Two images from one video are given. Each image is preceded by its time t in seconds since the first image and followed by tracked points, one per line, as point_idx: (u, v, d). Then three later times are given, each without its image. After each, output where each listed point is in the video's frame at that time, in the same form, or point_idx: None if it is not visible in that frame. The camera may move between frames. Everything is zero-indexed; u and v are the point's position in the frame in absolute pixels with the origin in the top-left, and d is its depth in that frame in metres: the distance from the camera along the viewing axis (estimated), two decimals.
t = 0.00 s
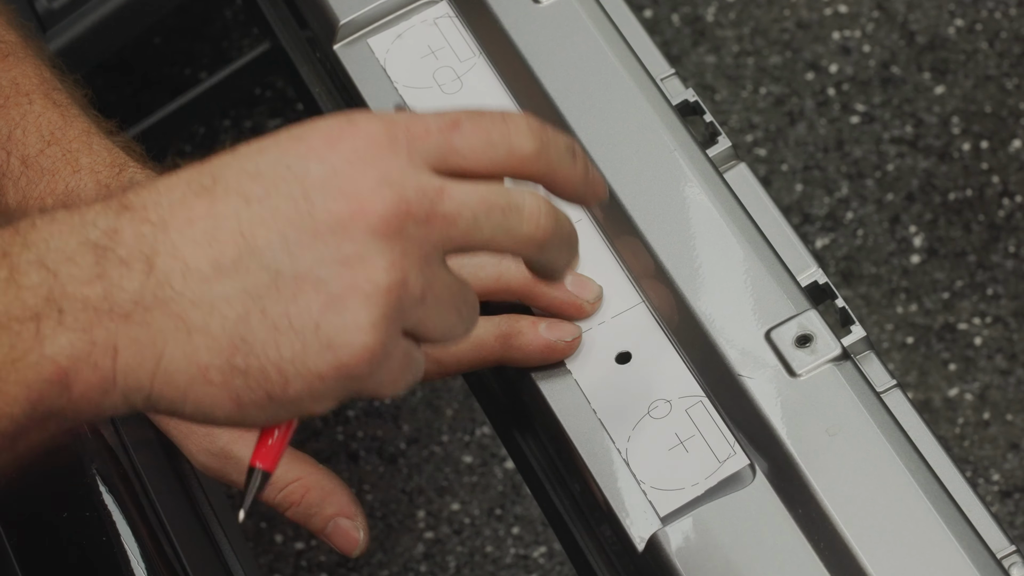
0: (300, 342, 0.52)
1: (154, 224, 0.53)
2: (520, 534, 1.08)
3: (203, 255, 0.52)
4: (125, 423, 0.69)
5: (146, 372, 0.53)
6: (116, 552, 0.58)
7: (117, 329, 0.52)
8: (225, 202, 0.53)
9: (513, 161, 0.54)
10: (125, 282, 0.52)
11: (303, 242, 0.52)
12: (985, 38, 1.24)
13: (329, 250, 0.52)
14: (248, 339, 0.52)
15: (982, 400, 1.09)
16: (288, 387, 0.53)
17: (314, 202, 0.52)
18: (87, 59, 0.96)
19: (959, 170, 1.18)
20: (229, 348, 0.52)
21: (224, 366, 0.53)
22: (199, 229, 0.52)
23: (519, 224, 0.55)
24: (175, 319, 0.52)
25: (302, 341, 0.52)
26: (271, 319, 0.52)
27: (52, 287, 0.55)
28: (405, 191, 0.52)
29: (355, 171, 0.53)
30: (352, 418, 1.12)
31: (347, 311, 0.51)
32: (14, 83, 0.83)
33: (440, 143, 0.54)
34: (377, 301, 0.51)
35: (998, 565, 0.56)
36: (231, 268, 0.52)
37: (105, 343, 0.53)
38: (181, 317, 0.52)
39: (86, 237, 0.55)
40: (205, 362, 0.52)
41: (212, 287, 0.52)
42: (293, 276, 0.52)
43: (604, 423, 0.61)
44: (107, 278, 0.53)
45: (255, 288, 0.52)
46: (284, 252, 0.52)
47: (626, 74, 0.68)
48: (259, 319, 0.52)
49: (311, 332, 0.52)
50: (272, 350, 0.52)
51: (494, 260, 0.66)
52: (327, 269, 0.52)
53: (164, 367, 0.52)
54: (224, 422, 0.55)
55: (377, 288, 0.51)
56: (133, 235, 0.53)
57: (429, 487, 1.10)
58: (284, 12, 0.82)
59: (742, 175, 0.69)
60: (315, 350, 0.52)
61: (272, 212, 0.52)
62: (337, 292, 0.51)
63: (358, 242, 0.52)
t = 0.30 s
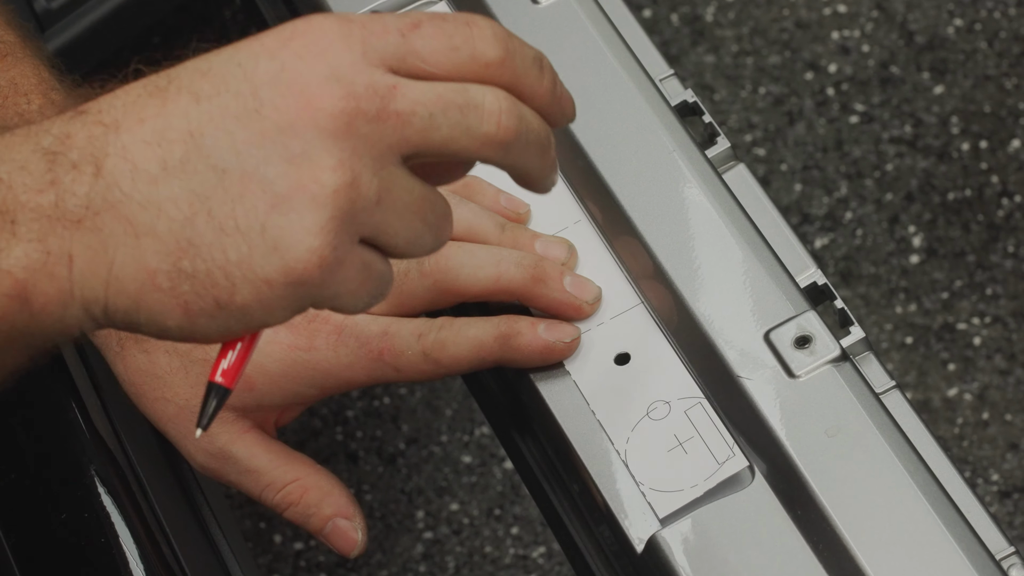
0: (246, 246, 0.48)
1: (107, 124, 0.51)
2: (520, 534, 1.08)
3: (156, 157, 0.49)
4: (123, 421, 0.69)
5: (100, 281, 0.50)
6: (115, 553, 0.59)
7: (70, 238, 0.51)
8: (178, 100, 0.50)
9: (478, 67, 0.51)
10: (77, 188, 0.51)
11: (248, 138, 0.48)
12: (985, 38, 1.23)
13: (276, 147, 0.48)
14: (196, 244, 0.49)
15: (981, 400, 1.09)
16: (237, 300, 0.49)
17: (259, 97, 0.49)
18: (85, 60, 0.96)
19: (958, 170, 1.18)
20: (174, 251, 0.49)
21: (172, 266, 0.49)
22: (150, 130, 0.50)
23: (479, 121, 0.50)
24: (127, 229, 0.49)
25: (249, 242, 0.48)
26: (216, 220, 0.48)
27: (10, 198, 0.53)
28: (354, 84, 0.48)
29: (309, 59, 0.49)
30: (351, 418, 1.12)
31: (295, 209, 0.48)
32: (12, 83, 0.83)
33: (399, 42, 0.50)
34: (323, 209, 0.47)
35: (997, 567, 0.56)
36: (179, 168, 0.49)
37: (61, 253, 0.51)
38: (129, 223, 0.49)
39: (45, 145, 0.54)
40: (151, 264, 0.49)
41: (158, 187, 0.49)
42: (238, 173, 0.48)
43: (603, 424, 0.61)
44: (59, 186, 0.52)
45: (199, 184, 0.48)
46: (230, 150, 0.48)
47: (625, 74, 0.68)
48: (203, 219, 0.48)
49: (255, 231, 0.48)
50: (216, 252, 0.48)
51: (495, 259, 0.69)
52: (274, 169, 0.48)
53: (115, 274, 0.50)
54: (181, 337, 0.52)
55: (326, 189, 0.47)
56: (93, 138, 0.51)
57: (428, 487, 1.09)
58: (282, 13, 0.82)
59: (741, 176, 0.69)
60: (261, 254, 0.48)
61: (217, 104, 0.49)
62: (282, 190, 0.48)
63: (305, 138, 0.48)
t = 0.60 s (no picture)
0: (374, 442, 0.52)
1: (253, 306, 0.55)
2: (519, 534, 1.08)
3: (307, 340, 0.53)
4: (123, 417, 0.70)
5: (224, 453, 0.53)
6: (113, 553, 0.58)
7: (206, 409, 0.53)
8: (322, 295, 0.54)
9: (600, 307, 0.54)
10: (217, 361, 0.54)
11: (392, 342, 0.52)
12: (985, 37, 1.23)
13: (415, 355, 0.52)
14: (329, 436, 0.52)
15: (981, 400, 1.09)
16: (357, 488, 0.53)
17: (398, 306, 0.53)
18: (82, 58, 0.96)
19: (958, 169, 1.17)
20: (303, 437, 0.52)
21: (299, 452, 0.53)
22: (294, 318, 0.54)
23: (595, 354, 0.53)
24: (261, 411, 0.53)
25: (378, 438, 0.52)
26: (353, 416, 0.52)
27: (149, 359, 0.54)
28: (494, 306, 0.52)
29: (451, 281, 0.53)
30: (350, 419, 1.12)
31: (426, 418, 0.51)
32: (11, 83, 0.83)
33: (537, 273, 0.53)
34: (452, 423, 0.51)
35: (997, 568, 0.56)
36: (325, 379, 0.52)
37: (192, 419, 0.53)
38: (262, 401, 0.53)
39: (185, 313, 0.56)
40: (280, 448, 0.52)
41: (294, 374, 0.53)
42: (375, 375, 0.52)
43: (602, 424, 0.61)
44: (199, 354, 0.54)
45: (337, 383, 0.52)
46: (371, 352, 0.52)
47: (624, 75, 0.68)
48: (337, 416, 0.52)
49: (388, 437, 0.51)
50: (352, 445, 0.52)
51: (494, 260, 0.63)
52: (409, 375, 0.52)
53: (241, 449, 0.53)
54: (292, 517, 0.55)
55: (456, 402, 0.51)
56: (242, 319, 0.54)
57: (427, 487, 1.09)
58: (282, 13, 0.82)
59: (741, 176, 0.69)
60: (388, 451, 0.52)
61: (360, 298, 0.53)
62: (417, 397, 0.51)
63: (444, 350, 0.52)
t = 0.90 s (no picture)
0: (357, 522, 0.56)
1: (237, 385, 0.59)
2: (520, 533, 1.08)
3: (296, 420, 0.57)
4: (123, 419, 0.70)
5: (208, 523, 0.57)
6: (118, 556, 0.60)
7: (190, 481, 0.57)
8: (307, 377, 0.58)
9: (577, 377, 0.57)
10: (203, 437, 0.58)
11: (375, 426, 0.56)
12: (985, 36, 1.23)
13: (397, 439, 0.56)
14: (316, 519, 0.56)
15: (981, 400, 1.09)
16: (338, 562, 0.57)
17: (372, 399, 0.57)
18: (85, 59, 0.95)
19: (959, 168, 1.17)
20: (290, 514, 0.56)
21: (283, 528, 0.57)
22: (280, 399, 0.58)
23: (565, 432, 0.57)
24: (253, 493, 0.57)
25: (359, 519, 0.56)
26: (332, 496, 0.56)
27: (135, 428, 0.58)
28: (475, 392, 0.57)
29: (431, 369, 0.57)
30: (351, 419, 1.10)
31: (404, 500, 0.56)
32: (12, 85, 0.84)
33: (511, 354, 0.58)
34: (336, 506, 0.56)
35: (999, 571, 0.56)
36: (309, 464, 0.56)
37: (177, 489, 0.57)
38: (249, 477, 0.57)
39: (172, 388, 0.60)
40: (265, 525, 0.57)
41: (280, 454, 0.57)
42: (359, 457, 0.56)
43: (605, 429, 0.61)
44: (186, 429, 0.58)
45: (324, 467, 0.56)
46: (353, 432, 0.56)
47: (626, 77, 0.68)
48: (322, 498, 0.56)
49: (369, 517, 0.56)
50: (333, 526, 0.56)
51: (496, 261, 0.63)
52: (392, 458, 0.56)
53: (225, 523, 0.57)
54: None
55: (436, 484, 0.55)
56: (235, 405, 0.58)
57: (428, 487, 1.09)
58: (283, 13, 0.82)
59: (743, 178, 0.69)
60: (369, 531, 0.56)
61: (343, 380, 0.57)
62: (400, 479, 0.56)
63: (425, 434, 0.56)
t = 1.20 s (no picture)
0: (340, 508, 0.57)
1: (223, 370, 0.59)
2: (520, 532, 1.06)
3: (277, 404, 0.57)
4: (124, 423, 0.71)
5: (192, 508, 0.58)
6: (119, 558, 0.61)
7: (175, 468, 0.57)
8: (293, 363, 0.58)
9: (562, 364, 0.60)
10: (187, 423, 0.58)
11: (359, 416, 0.57)
12: (985, 35, 1.23)
13: (384, 427, 0.57)
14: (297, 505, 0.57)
15: (982, 398, 1.08)
16: (325, 547, 0.57)
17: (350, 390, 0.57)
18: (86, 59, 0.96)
19: (959, 167, 1.17)
20: (274, 499, 0.57)
21: (269, 512, 0.57)
22: (265, 385, 0.58)
23: (552, 423, 0.58)
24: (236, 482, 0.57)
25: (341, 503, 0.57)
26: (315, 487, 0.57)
27: (120, 414, 0.58)
28: (459, 381, 0.58)
29: (415, 357, 0.58)
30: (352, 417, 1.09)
31: (388, 485, 0.56)
32: (13, 86, 0.83)
33: (495, 342, 0.60)
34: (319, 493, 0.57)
35: (998, 569, 0.56)
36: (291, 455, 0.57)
37: (161, 474, 0.57)
38: (234, 463, 0.57)
39: (158, 372, 0.59)
40: (250, 509, 0.57)
41: (263, 442, 0.57)
42: (345, 446, 0.57)
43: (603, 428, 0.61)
44: (171, 413, 0.58)
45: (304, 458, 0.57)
46: (337, 422, 0.57)
47: (626, 76, 0.68)
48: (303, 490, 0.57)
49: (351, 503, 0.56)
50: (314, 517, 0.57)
51: (494, 262, 0.64)
52: (378, 448, 0.57)
53: (210, 505, 0.57)
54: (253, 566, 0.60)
55: (419, 470, 0.56)
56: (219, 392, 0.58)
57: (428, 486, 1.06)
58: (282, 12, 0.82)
59: (742, 176, 0.68)
60: (353, 516, 0.57)
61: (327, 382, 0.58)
62: (384, 467, 0.56)
63: (411, 423, 0.57)
